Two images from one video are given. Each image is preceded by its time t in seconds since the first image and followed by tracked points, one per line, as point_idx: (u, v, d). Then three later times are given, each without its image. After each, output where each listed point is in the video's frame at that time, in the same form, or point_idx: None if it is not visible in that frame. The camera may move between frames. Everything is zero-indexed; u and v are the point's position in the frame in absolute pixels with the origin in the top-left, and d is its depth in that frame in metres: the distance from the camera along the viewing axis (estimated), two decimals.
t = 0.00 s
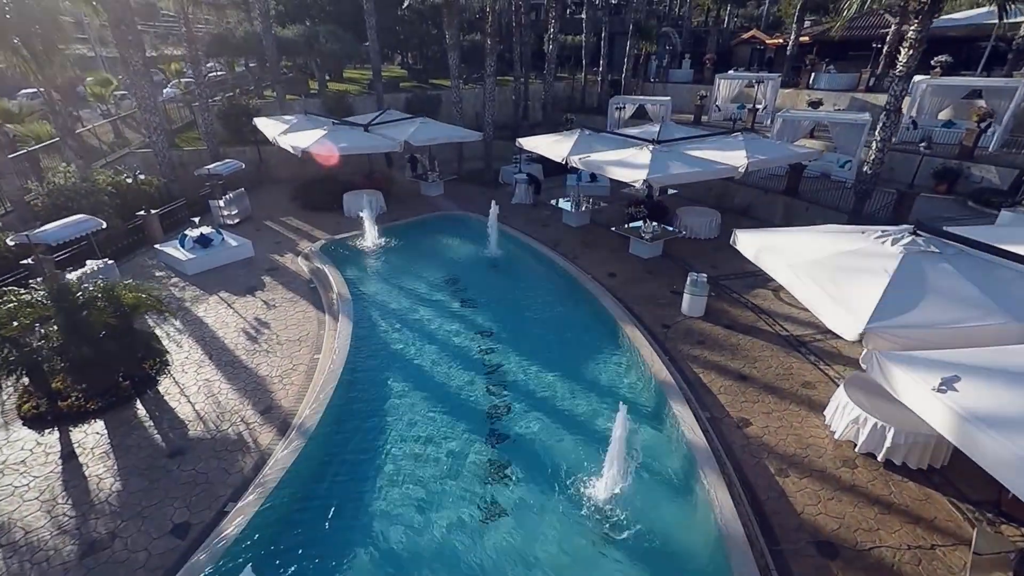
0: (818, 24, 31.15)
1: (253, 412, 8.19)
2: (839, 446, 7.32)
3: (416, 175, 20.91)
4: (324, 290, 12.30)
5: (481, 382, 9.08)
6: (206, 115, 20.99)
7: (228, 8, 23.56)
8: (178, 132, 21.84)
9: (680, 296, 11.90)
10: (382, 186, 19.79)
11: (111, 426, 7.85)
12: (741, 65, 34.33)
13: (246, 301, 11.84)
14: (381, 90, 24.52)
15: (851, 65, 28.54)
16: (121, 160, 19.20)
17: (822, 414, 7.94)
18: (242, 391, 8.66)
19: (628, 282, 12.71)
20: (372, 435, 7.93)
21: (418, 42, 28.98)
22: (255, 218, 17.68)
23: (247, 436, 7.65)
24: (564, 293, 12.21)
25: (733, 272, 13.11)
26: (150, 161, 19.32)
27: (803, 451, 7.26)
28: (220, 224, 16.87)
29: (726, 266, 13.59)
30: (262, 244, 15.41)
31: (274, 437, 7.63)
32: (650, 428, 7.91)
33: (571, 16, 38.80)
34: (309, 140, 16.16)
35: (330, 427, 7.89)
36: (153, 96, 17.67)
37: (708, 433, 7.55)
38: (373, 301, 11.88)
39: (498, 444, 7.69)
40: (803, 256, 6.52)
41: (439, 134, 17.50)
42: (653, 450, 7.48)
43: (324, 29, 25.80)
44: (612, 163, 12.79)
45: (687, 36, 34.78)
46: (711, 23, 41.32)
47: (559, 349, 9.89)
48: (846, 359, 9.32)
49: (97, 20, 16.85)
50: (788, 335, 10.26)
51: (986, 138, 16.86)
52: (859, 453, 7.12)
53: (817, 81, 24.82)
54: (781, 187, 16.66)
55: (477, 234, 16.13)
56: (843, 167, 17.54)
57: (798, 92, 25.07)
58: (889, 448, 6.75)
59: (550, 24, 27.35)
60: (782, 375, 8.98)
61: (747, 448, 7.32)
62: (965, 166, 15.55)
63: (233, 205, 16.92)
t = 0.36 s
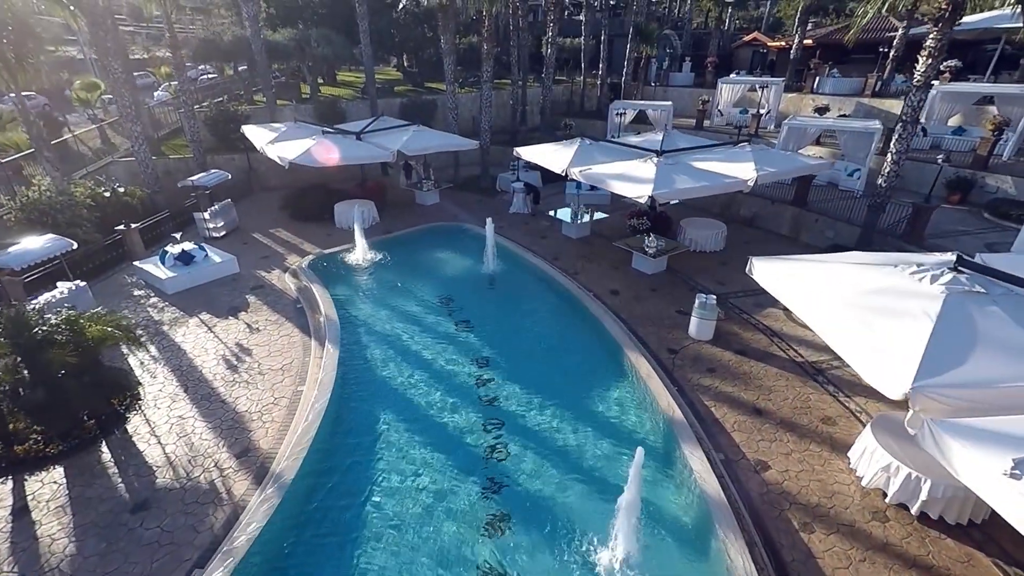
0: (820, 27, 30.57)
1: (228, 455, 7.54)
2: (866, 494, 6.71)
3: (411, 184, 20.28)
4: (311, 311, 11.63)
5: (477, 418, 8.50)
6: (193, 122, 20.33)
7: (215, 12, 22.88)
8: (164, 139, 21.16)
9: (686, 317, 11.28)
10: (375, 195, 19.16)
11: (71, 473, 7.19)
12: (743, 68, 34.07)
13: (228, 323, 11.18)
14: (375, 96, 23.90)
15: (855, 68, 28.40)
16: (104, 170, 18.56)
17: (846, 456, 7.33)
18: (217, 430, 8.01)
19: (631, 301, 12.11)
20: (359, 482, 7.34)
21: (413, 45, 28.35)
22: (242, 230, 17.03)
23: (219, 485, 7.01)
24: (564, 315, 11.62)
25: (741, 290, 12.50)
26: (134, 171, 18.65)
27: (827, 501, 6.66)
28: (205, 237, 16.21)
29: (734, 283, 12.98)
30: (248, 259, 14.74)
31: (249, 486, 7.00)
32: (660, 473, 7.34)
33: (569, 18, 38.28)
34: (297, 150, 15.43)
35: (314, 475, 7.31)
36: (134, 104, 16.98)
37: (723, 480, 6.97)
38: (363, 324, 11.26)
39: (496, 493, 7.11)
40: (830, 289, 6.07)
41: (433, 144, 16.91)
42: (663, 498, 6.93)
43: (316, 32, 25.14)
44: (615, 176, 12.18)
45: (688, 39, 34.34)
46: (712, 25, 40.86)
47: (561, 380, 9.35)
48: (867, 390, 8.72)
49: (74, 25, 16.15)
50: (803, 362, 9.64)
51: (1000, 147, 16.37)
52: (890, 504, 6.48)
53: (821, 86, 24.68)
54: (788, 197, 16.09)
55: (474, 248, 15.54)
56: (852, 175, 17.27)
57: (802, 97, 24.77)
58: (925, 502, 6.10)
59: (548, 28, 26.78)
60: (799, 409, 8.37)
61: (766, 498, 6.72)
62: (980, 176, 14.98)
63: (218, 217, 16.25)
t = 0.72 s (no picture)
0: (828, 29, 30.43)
1: (197, 511, 6.86)
2: (899, 560, 6.10)
3: (405, 194, 19.63)
4: (296, 337, 10.93)
5: (471, 462, 7.88)
6: (179, 131, 19.66)
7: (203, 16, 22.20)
8: (149, 148, 20.49)
9: (694, 343, 10.64)
10: (368, 207, 18.53)
11: (20, 535, 6.49)
12: (745, 72, 33.87)
13: (206, 352, 10.49)
14: (368, 102, 23.27)
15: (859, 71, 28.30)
16: (84, 182, 17.87)
17: (875, 514, 6.71)
18: (186, 481, 7.32)
19: (635, 325, 11.46)
20: (342, 540, 6.72)
21: (407, 50, 27.72)
22: (228, 245, 16.36)
23: (185, 549, 6.35)
24: (565, 341, 11.01)
25: (750, 312, 11.88)
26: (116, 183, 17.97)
27: (856, 567, 6.05)
28: (188, 253, 15.52)
29: (742, 304, 12.35)
30: (231, 278, 14.04)
31: (219, 550, 6.33)
32: (671, 529, 6.73)
33: (568, 21, 37.80)
34: (284, 163, 14.73)
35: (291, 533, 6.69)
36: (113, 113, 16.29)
37: (742, 541, 6.35)
38: (352, 352, 10.63)
39: (490, 553, 6.48)
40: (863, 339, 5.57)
41: (427, 155, 16.27)
42: (679, 561, 6.31)
43: (308, 36, 24.50)
44: (619, 194, 11.60)
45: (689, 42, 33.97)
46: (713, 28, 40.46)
47: (561, 416, 8.75)
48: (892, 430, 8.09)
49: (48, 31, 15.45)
50: (822, 396, 9.00)
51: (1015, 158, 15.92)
52: (928, 572, 5.85)
53: (827, 91, 24.61)
54: (797, 211, 15.51)
55: (469, 265, 14.92)
56: (861, 187, 16.75)
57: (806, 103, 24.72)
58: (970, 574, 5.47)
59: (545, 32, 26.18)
60: (820, 454, 7.74)
61: (789, 563, 6.12)
62: (997, 188, 14.40)
63: (201, 231, 15.54)
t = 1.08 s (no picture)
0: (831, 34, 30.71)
1: None
2: None
3: (399, 206, 18.99)
4: (280, 368, 10.28)
5: (465, 515, 7.24)
6: (163, 141, 18.95)
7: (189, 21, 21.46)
8: (134, 158, 19.85)
9: (704, 372, 10.01)
10: (361, 219, 17.92)
11: None
12: (746, 77, 34.15)
13: (182, 384, 9.79)
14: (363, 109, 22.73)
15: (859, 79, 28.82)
16: (64, 195, 17.15)
17: None
18: (151, 542, 6.64)
19: (640, 351, 10.83)
20: None
21: (402, 54, 27.05)
22: (213, 261, 15.72)
23: None
24: (566, 370, 10.41)
25: (761, 336, 11.27)
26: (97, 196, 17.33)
27: None
28: (171, 271, 14.85)
29: (752, 327, 11.73)
30: (215, 298, 13.40)
31: None
32: None
33: (567, 24, 37.42)
34: (271, 178, 14.08)
35: None
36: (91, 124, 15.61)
37: None
38: (340, 384, 10.01)
39: None
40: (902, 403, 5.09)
41: (422, 167, 15.65)
42: None
43: (301, 41, 23.94)
44: (624, 214, 11.08)
45: (689, 46, 33.68)
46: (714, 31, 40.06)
47: (563, 459, 8.14)
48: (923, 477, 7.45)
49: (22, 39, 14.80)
50: (843, 435, 8.37)
51: None
52: None
53: (832, 98, 24.58)
54: (806, 224, 14.97)
55: (466, 283, 14.32)
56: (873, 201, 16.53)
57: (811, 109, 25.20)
58: None
59: (544, 37, 25.55)
60: (846, 506, 7.10)
61: None
62: (1016, 203, 13.91)
63: (184, 248, 14.86)
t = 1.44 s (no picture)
0: (836, 38, 30.32)
1: None
2: None
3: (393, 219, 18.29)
4: (261, 405, 9.56)
5: None
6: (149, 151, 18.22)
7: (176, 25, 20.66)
8: (119, 169, 19.16)
9: (717, 411, 9.30)
10: (354, 234, 17.24)
11: None
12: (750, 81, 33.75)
13: (154, 425, 9.06)
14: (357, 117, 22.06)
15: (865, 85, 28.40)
16: (42, 209, 16.42)
17: None
18: None
19: (648, 386, 10.15)
20: None
21: (399, 59, 26.35)
22: (198, 280, 15.00)
23: None
24: (568, 408, 9.73)
25: (776, 368, 10.60)
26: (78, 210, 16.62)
27: None
28: (152, 292, 14.11)
29: (766, 357, 11.07)
30: (197, 323, 12.70)
31: None
32: None
33: (568, 27, 36.81)
34: (257, 195, 13.27)
35: None
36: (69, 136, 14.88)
37: None
38: (326, 423, 9.31)
39: None
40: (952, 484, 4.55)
41: (416, 182, 14.89)
42: None
43: (294, 46, 23.23)
44: (630, 238, 10.37)
45: (693, 50, 33.13)
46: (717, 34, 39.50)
47: (565, 514, 7.45)
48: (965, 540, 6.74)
49: None
50: (872, 488, 7.66)
51: None
52: None
53: (841, 104, 24.04)
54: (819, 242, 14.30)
55: (462, 304, 13.66)
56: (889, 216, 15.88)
57: (818, 115, 24.60)
58: None
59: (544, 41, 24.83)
60: None
61: None
62: None
63: (167, 267, 14.14)
